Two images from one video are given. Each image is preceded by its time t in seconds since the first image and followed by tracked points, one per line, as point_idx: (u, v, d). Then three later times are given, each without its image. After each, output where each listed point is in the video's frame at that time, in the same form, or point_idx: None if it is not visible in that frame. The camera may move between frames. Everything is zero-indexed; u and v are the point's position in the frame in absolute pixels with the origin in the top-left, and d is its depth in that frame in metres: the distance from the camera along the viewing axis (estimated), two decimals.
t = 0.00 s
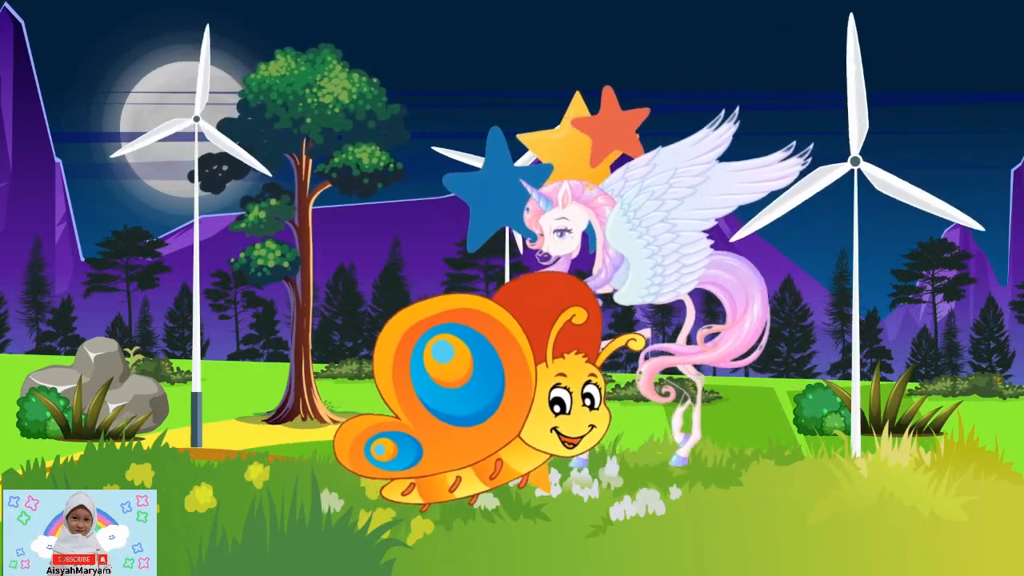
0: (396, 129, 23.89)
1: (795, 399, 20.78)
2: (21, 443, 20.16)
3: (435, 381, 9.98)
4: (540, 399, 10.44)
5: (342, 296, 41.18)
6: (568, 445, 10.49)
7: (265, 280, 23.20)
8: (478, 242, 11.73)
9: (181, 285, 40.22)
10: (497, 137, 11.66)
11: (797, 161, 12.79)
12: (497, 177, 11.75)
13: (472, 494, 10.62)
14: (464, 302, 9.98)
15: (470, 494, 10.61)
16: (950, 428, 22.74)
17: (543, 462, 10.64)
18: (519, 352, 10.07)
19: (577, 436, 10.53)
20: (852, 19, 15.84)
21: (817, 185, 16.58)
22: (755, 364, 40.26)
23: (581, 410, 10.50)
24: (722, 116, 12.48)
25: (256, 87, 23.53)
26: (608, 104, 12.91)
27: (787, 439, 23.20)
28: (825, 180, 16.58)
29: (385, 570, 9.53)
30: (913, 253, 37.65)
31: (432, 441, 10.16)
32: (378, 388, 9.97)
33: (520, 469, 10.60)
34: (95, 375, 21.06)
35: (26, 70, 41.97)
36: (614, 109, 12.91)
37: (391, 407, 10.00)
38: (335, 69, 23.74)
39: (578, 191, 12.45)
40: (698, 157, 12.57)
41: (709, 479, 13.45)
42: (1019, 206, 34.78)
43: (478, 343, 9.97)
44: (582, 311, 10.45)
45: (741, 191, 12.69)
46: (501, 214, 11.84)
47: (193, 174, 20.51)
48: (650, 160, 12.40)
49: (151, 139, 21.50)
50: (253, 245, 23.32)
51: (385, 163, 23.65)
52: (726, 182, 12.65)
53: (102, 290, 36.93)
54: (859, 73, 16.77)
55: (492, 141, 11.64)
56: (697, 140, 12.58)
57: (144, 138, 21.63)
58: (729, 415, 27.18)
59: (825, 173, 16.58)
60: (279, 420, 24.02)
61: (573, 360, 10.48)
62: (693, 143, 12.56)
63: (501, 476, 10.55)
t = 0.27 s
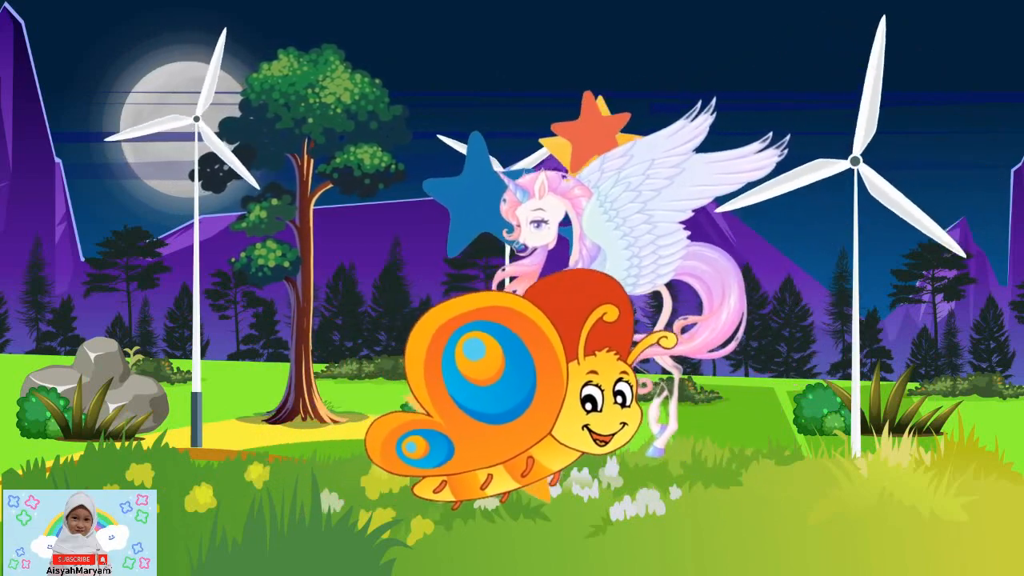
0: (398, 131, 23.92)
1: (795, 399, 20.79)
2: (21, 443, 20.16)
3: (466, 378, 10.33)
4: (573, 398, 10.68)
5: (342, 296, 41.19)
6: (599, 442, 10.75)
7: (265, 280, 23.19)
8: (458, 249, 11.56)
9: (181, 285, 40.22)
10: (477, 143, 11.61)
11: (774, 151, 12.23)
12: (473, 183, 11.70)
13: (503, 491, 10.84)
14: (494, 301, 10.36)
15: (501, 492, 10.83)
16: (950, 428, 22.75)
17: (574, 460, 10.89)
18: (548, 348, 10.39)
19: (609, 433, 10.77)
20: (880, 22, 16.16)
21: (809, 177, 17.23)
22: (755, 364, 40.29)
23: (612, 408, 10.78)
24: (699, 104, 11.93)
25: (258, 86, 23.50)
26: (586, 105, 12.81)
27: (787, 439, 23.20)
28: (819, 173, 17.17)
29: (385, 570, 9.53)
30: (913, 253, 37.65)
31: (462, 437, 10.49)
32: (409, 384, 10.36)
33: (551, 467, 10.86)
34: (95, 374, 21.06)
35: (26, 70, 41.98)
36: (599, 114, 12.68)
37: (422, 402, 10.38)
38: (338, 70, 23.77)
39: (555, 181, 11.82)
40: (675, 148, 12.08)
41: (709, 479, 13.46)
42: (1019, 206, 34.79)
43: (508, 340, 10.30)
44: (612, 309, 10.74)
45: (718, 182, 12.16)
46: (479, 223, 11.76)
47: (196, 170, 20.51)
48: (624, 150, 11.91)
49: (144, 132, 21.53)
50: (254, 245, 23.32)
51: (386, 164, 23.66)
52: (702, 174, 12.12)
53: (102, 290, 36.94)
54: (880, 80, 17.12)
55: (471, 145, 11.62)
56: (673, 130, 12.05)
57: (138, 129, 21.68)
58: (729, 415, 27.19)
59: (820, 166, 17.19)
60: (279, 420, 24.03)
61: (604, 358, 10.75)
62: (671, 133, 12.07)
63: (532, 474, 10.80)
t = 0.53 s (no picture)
0: (400, 131, 23.89)
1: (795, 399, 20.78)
2: (21, 443, 20.15)
3: (497, 375, 10.53)
4: (604, 394, 10.80)
5: (342, 296, 41.18)
6: (632, 439, 10.85)
7: (266, 280, 23.20)
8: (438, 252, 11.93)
9: (181, 286, 40.24)
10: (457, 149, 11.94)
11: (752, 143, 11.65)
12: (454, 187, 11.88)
13: (535, 488, 10.95)
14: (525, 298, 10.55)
15: (533, 489, 10.94)
16: (950, 428, 22.77)
17: (606, 458, 10.98)
18: (579, 345, 10.57)
19: (641, 431, 10.88)
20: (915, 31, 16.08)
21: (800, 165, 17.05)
22: (755, 364, 40.29)
23: (644, 405, 10.89)
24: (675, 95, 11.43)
25: (260, 85, 23.51)
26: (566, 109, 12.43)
27: (788, 439, 23.19)
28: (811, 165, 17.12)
29: (385, 570, 9.53)
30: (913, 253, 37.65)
31: (494, 434, 10.68)
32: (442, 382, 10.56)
33: (583, 464, 10.95)
34: (95, 375, 21.06)
35: (26, 70, 41.99)
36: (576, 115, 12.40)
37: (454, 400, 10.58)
38: (340, 70, 23.77)
39: (531, 171, 11.41)
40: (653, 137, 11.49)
41: (709, 479, 13.46)
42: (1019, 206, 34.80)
43: (539, 337, 10.49)
44: (644, 306, 10.81)
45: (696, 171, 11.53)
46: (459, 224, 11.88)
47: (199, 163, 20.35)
48: (603, 141, 11.39)
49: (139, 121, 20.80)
50: (255, 244, 23.32)
51: (388, 164, 23.65)
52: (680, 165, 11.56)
53: (102, 290, 36.95)
54: (891, 89, 17.22)
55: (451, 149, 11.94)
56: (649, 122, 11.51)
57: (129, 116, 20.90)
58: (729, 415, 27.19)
59: (814, 158, 17.13)
60: (280, 420, 24.03)
61: (636, 356, 10.84)
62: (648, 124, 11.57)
63: (564, 471, 10.91)
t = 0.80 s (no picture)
0: (401, 132, 23.90)
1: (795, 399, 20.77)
2: (21, 443, 20.15)
3: (528, 372, 10.19)
4: (636, 391, 10.48)
5: (342, 296, 41.18)
6: (663, 438, 10.53)
7: (267, 280, 23.21)
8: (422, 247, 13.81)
9: (181, 286, 40.24)
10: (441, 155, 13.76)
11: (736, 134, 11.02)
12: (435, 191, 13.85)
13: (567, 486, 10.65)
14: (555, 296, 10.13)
15: (565, 486, 10.65)
16: (950, 428, 22.79)
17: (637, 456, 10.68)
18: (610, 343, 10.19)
19: (673, 429, 10.53)
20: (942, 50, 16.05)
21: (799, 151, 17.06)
22: (755, 364, 40.31)
23: (676, 403, 10.54)
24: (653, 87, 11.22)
25: (262, 85, 23.50)
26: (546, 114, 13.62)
27: (788, 438, 23.19)
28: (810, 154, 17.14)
29: (385, 570, 9.52)
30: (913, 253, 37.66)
31: (524, 432, 10.35)
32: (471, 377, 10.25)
33: (615, 461, 10.66)
34: (95, 374, 21.06)
35: (26, 70, 42.00)
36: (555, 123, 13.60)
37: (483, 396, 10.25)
38: (342, 70, 23.79)
39: (506, 165, 12.29)
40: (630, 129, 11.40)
41: (709, 479, 13.46)
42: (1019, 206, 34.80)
43: (570, 335, 10.11)
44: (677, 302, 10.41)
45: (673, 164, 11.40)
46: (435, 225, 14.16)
47: (198, 164, 20.26)
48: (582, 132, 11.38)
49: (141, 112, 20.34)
50: (255, 244, 23.31)
51: (390, 165, 23.63)
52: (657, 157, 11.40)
53: (102, 290, 36.95)
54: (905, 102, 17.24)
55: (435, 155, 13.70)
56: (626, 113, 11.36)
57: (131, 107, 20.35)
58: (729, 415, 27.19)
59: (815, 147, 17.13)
60: (280, 420, 24.03)
61: (668, 353, 10.47)
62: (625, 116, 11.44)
63: (596, 469, 10.60)
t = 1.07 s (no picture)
0: (402, 133, 23.88)
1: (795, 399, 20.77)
2: (21, 443, 20.14)
3: (560, 370, 10.24)
4: (667, 389, 10.59)
5: (342, 296, 41.17)
6: (695, 435, 10.66)
7: (267, 280, 23.21)
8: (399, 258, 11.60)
9: (181, 286, 40.24)
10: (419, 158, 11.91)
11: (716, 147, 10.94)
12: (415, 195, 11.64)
13: (597, 484, 10.68)
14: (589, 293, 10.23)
15: (595, 484, 10.67)
16: (950, 428, 22.79)
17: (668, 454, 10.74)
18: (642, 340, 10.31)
19: (704, 426, 10.67)
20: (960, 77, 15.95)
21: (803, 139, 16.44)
22: (755, 363, 40.30)
23: (707, 401, 10.66)
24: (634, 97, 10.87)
25: (264, 85, 23.49)
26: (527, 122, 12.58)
27: (788, 438, 23.18)
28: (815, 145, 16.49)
29: (385, 570, 9.53)
30: (913, 253, 37.65)
31: (557, 429, 10.35)
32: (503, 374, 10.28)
33: (646, 459, 10.69)
34: (95, 375, 21.06)
35: (26, 70, 42.01)
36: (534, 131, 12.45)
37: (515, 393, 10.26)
38: (344, 71, 23.77)
39: (488, 174, 11.12)
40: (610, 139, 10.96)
41: (710, 479, 13.45)
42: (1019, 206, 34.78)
43: (601, 331, 10.22)
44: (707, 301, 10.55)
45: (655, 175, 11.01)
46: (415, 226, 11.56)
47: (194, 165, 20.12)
48: (561, 144, 10.86)
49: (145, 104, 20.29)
50: (256, 244, 23.30)
51: (391, 166, 23.60)
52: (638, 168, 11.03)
53: (102, 290, 36.94)
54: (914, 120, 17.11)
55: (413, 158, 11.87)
56: (606, 124, 10.92)
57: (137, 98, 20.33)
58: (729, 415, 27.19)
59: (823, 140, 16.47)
60: (280, 420, 24.03)
61: (699, 351, 10.61)
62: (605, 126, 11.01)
63: (627, 467, 10.63)
